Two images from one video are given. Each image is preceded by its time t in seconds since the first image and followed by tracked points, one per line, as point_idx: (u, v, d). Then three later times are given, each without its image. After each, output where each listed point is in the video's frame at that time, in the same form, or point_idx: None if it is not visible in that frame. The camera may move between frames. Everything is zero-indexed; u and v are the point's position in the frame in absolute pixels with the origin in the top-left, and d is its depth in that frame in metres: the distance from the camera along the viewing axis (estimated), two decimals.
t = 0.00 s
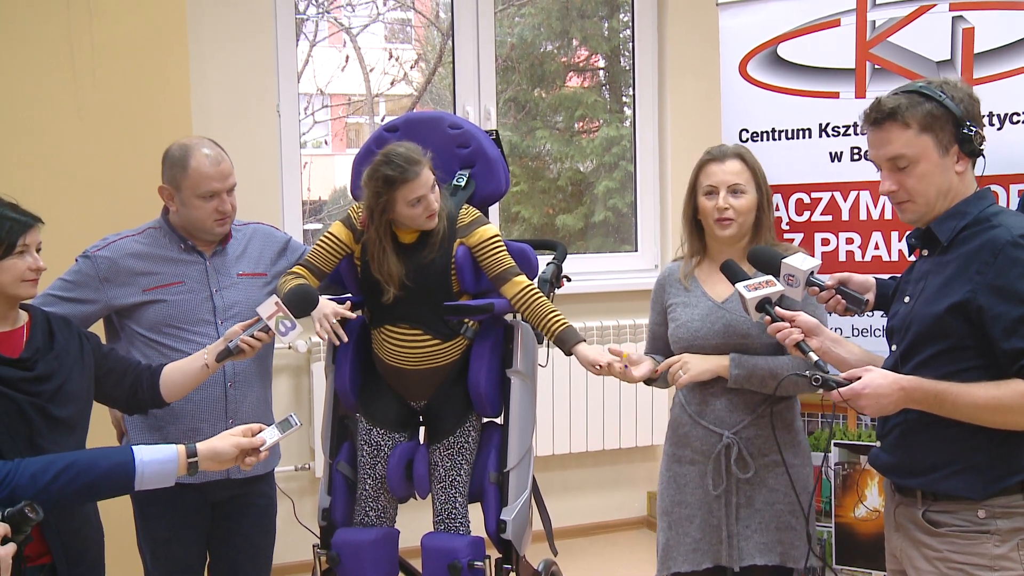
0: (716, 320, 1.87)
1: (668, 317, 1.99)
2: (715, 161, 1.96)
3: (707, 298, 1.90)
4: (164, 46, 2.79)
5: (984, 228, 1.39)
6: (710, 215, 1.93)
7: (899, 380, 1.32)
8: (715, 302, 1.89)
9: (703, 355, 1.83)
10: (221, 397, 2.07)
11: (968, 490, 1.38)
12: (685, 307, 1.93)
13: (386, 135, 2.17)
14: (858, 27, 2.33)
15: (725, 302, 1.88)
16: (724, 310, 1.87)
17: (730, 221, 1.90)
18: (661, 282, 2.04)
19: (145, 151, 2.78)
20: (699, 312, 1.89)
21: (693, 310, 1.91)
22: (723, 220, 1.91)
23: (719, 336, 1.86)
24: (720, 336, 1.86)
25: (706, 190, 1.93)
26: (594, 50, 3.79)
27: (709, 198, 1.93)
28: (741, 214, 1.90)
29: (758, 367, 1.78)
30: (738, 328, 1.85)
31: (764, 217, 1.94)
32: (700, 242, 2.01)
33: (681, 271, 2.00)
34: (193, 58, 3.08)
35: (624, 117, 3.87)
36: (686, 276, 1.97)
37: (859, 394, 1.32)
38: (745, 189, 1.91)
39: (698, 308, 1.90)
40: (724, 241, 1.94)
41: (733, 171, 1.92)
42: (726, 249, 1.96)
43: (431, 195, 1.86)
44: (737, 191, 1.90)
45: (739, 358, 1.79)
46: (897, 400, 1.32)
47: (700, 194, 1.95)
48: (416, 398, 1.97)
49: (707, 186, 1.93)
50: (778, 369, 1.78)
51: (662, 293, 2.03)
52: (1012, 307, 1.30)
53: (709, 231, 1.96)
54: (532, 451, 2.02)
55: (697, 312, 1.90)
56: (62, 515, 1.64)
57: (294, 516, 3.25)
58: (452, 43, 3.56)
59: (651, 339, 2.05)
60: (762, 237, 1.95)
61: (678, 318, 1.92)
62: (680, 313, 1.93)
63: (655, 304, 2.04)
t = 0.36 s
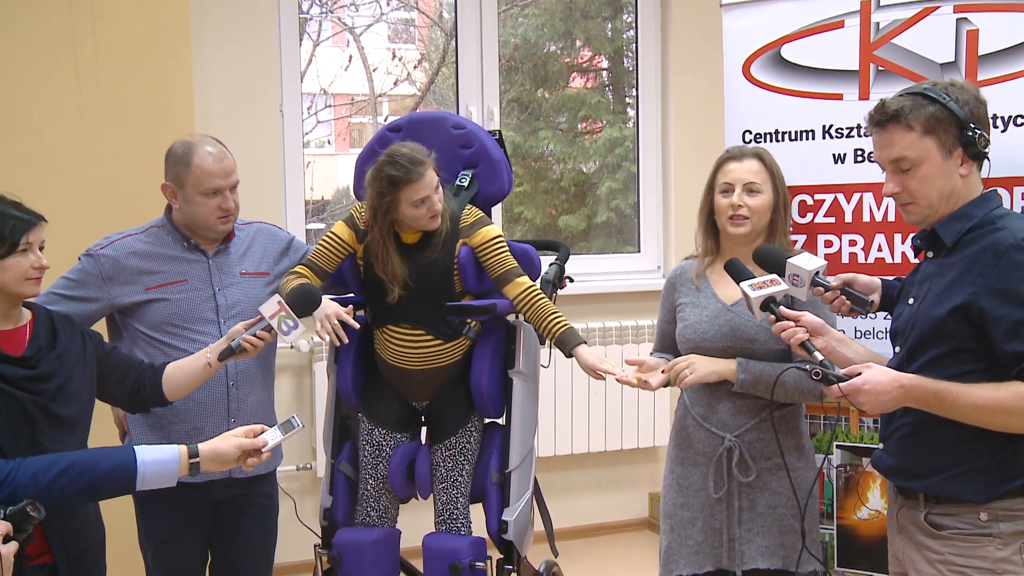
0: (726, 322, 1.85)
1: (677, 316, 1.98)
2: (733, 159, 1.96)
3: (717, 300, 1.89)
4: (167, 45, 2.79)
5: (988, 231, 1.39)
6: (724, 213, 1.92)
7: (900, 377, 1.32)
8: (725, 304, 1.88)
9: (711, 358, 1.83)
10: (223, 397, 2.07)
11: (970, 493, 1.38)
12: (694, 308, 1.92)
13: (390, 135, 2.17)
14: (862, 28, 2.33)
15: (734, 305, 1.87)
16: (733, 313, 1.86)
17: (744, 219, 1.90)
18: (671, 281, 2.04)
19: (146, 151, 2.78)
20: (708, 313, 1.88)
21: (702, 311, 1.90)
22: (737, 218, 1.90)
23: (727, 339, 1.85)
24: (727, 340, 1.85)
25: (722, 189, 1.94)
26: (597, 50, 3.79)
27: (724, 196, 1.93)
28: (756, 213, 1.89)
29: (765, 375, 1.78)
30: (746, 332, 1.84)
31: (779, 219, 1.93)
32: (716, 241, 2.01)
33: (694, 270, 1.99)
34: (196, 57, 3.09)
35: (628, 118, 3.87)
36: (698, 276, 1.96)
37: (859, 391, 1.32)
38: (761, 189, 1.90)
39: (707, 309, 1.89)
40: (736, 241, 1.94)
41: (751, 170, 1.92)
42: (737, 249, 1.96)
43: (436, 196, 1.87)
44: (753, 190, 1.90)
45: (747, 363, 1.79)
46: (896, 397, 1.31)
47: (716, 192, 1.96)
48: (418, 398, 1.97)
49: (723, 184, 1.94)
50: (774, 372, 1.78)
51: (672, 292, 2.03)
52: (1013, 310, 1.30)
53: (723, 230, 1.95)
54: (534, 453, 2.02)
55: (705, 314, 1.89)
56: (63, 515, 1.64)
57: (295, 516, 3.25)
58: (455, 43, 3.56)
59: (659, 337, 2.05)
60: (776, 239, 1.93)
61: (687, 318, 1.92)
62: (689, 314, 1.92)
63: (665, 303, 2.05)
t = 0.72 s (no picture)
0: (736, 325, 1.85)
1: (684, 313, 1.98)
2: (742, 161, 1.98)
3: (727, 301, 1.88)
4: (168, 45, 2.79)
5: (990, 235, 1.39)
6: (734, 212, 1.93)
7: (902, 381, 1.31)
8: (735, 306, 1.87)
9: (729, 364, 1.83)
10: (224, 397, 2.07)
11: (972, 494, 1.37)
12: (704, 307, 1.91)
13: (390, 135, 2.17)
14: (864, 30, 2.33)
15: (744, 307, 1.86)
16: (744, 315, 1.85)
17: (753, 218, 1.90)
18: (680, 278, 2.02)
19: (146, 151, 2.78)
20: (719, 314, 1.87)
21: (712, 312, 1.89)
22: (746, 217, 1.90)
23: (738, 342, 1.84)
24: (738, 342, 1.84)
25: (733, 188, 1.95)
26: (599, 51, 3.79)
27: (733, 195, 1.94)
28: (766, 211, 1.89)
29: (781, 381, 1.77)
30: (756, 334, 1.83)
31: (790, 219, 1.92)
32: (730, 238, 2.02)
33: (705, 268, 1.97)
34: (198, 58, 3.09)
35: (629, 119, 3.86)
36: (708, 275, 1.95)
37: (860, 392, 1.32)
38: (771, 188, 1.90)
39: (716, 310, 1.88)
40: (747, 239, 1.93)
41: (759, 169, 1.93)
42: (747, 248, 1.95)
43: (436, 196, 1.86)
44: (763, 189, 1.90)
45: (764, 370, 1.79)
46: (898, 401, 1.31)
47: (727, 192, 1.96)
48: (419, 399, 1.97)
49: (733, 183, 1.95)
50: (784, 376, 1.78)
51: (681, 289, 2.01)
52: (1010, 318, 1.30)
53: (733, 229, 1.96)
54: (535, 454, 2.01)
55: (715, 315, 1.88)
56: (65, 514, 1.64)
57: (295, 516, 3.24)
58: (456, 44, 3.56)
59: (659, 332, 2.06)
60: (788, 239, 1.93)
61: (696, 317, 1.91)
62: (698, 313, 1.91)
63: (671, 298, 2.03)
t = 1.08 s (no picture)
0: (741, 325, 1.85)
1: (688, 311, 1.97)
2: (743, 161, 1.99)
3: (732, 300, 1.88)
4: (167, 45, 2.79)
5: (993, 235, 1.38)
6: (735, 210, 1.93)
7: (902, 381, 1.31)
8: (739, 305, 1.87)
9: (734, 365, 1.83)
10: (224, 397, 2.06)
11: (973, 496, 1.38)
12: (707, 306, 1.91)
13: (391, 134, 2.16)
14: (864, 31, 2.33)
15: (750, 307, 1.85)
16: (749, 315, 1.85)
17: (754, 214, 1.90)
18: (682, 277, 2.02)
19: (146, 151, 2.77)
20: (724, 313, 1.87)
21: (717, 311, 1.89)
22: (748, 213, 1.90)
23: (742, 341, 1.84)
24: (743, 342, 1.84)
25: (734, 186, 1.96)
26: (598, 51, 3.79)
27: (735, 193, 1.94)
28: (767, 207, 1.89)
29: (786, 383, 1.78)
30: (761, 335, 1.83)
31: (792, 216, 1.91)
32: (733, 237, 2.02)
33: (708, 267, 1.97)
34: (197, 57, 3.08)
35: (628, 119, 3.86)
36: (712, 274, 1.94)
37: (860, 390, 1.33)
38: (772, 185, 1.91)
39: (721, 309, 1.88)
40: (749, 238, 1.93)
41: (761, 167, 1.94)
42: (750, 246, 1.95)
43: (437, 196, 1.86)
44: (764, 186, 1.91)
45: (770, 371, 1.79)
46: (897, 400, 1.32)
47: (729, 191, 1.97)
48: (419, 399, 1.97)
49: (735, 181, 1.96)
50: (786, 380, 1.78)
51: (684, 288, 2.00)
52: (1007, 321, 1.30)
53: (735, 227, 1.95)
54: (535, 454, 2.01)
55: (720, 314, 1.88)
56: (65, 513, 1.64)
57: (294, 516, 3.24)
58: (456, 43, 3.56)
59: (660, 332, 2.05)
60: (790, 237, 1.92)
61: (700, 317, 1.91)
62: (703, 312, 1.91)
63: (674, 297, 2.02)
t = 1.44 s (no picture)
0: (739, 324, 1.85)
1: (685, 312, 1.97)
2: (730, 168, 1.97)
3: (730, 299, 1.88)
4: (163, 43, 2.78)
5: (1001, 230, 1.37)
6: (729, 220, 1.93)
7: (906, 370, 1.31)
8: (737, 304, 1.87)
9: (734, 365, 1.82)
10: (219, 396, 2.06)
11: (995, 502, 1.37)
12: (706, 306, 1.91)
13: (387, 134, 2.16)
14: (861, 30, 2.33)
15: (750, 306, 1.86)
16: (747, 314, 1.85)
17: (749, 223, 1.90)
18: (679, 278, 2.02)
19: (142, 149, 2.76)
20: (722, 313, 1.88)
21: (715, 310, 1.89)
22: (742, 223, 1.91)
23: (740, 340, 1.85)
24: (741, 341, 1.85)
25: (724, 197, 1.95)
26: (593, 50, 3.79)
27: (727, 204, 1.94)
28: (760, 215, 1.89)
29: (787, 383, 1.78)
30: (759, 334, 1.84)
31: (787, 219, 1.93)
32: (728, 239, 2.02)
33: (704, 268, 1.97)
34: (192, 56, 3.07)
35: (624, 118, 3.86)
36: (709, 275, 1.95)
37: (865, 377, 1.35)
38: (763, 192, 1.91)
39: (719, 309, 1.88)
40: (745, 246, 1.93)
41: (750, 174, 1.93)
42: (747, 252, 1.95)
43: (433, 198, 1.86)
44: (755, 194, 1.91)
45: (771, 371, 1.79)
46: (900, 389, 1.32)
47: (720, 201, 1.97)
48: (416, 398, 1.97)
49: (724, 192, 1.95)
50: (792, 382, 1.78)
51: (680, 289, 2.01)
52: (1012, 319, 1.29)
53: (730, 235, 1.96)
54: (532, 454, 2.02)
55: (717, 314, 1.88)
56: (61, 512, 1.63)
57: (290, 515, 3.24)
58: (452, 42, 3.55)
59: (657, 333, 2.05)
60: (787, 239, 1.93)
61: (698, 317, 1.91)
62: (700, 312, 1.91)
63: (671, 299, 2.02)
